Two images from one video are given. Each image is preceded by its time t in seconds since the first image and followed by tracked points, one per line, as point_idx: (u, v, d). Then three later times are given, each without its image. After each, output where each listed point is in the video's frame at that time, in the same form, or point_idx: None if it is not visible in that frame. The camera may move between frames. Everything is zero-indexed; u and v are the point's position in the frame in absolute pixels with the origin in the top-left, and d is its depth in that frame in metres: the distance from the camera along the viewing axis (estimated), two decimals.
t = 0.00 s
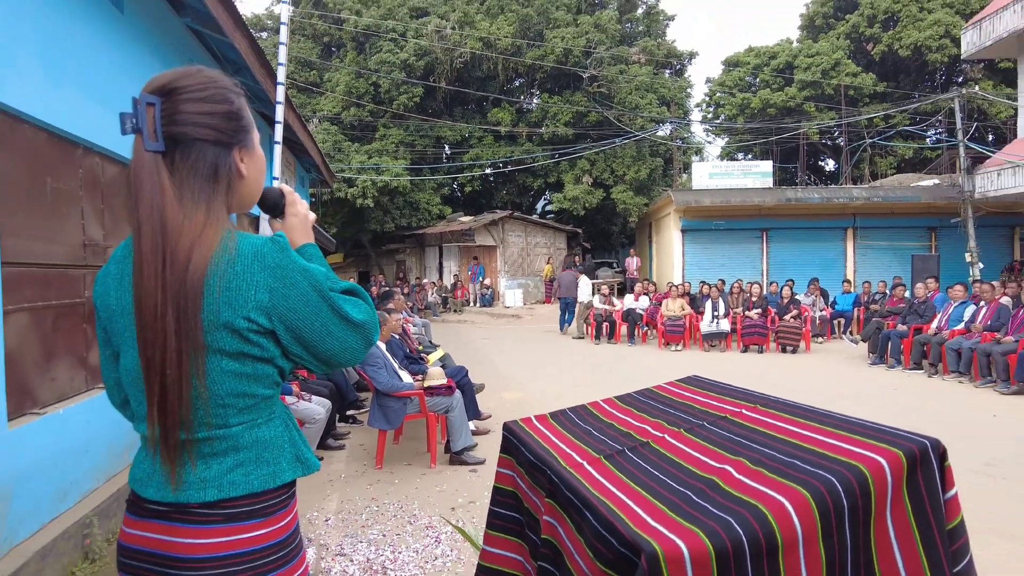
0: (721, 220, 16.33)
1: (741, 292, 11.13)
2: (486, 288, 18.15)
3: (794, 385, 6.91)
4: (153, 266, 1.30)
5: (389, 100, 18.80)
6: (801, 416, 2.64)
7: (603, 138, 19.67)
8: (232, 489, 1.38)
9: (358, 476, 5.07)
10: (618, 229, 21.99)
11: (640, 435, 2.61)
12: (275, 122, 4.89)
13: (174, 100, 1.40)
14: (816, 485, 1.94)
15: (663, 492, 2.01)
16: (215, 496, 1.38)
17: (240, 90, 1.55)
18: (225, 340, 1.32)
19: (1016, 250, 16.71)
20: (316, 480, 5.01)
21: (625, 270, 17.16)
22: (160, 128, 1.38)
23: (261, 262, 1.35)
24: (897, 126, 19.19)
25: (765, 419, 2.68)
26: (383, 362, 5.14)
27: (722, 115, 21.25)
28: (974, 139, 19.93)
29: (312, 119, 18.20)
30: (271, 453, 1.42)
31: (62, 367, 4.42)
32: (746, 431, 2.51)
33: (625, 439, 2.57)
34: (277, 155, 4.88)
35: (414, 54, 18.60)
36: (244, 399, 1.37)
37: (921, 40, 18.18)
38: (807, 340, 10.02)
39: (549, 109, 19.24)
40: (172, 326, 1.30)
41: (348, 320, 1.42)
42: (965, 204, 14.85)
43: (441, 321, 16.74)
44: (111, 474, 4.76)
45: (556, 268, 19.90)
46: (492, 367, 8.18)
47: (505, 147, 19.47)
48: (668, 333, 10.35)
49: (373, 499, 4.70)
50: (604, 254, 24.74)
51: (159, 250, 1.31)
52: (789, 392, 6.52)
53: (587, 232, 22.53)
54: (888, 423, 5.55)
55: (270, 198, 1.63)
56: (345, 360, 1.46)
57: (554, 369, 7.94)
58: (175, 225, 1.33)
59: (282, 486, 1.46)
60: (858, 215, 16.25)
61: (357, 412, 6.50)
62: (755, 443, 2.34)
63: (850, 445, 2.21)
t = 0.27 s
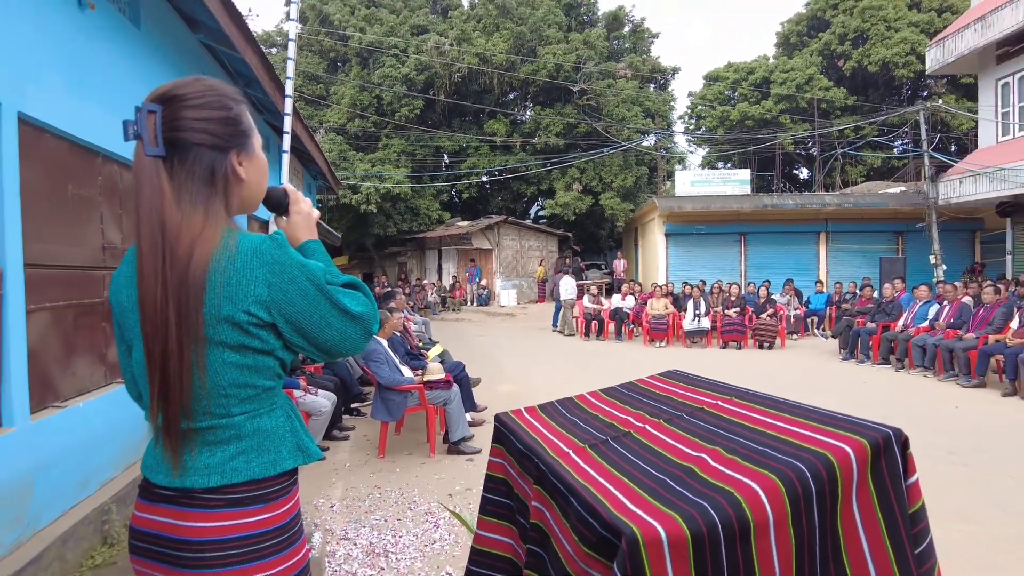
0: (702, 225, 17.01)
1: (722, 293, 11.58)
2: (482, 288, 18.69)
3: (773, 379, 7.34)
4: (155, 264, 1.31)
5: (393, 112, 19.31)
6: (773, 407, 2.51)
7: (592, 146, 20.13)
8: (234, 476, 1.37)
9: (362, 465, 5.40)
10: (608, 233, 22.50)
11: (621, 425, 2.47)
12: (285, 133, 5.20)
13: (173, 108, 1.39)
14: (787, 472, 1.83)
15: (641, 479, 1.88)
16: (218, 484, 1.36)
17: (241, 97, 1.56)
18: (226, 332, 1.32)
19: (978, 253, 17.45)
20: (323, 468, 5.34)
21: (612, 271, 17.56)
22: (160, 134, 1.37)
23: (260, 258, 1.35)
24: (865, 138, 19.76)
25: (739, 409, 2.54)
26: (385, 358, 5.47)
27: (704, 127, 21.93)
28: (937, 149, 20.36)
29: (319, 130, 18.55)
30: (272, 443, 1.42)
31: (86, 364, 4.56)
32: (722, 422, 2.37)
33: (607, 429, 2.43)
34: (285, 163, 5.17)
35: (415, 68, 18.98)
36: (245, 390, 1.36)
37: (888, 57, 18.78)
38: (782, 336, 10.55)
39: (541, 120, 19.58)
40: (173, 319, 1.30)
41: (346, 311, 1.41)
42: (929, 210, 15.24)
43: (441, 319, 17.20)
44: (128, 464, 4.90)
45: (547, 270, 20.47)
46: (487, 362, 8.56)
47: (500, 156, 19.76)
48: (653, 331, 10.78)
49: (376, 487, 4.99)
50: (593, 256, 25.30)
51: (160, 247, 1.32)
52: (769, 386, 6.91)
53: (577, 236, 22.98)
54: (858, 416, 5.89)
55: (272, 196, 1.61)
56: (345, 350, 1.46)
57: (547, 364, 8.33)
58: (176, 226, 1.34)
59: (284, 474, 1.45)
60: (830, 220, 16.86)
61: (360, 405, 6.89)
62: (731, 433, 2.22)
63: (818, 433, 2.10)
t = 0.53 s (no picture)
0: (688, 228, 17.45)
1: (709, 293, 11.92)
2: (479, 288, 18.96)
3: (759, 376, 7.64)
4: (152, 263, 1.31)
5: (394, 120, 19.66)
6: (756, 399, 2.47)
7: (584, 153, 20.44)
8: (234, 468, 1.36)
9: (364, 457, 5.64)
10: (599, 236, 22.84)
11: (611, 418, 2.45)
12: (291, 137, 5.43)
13: (171, 115, 1.39)
14: (768, 461, 1.80)
15: (629, 467, 1.86)
16: (219, 475, 1.35)
17: (241, 103, 1.54)
18: (224, 329, 1.31)
19: (950, 256, 17.95)
20: (326, 460, 5.57)
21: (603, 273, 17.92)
22: (157, 141, 1.36)
23: (257, 257, 1.33)
24: (843, 146, 20.28)
25: (723, 402, 2.50)
26: (385, 355, 5.74)
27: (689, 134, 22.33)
28: (910, 156, 20.78)
29: (322, 138, 18.86)
30: (272, 437, 1.40)
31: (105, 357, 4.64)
32: (708, 414, 2.34)
33: (597, 421, 2.41)
34: (290, 168, 5.37)
35: (414, 79, 19.32)
36: (243, 385, 1.35)
37: (865, 69, 19.17)
38: (764, 334, 10.89)
39: (535, 129, 19.90)
40: (172, 317, 1.30)
41: (342, 309, 1.39)
42: (902, 214, 15.59)
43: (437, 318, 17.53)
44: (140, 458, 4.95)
45: (541, 272, 20.85)
46: (483, 359, 8.81)
47: (497, 163, 20.06)
48: (642, 329, 11.09)
49: (377, 477, 5.17)
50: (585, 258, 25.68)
51: (156, 248, 1.32)
52: (754, 382, 7.18)
53: (570, 239, 23.34)
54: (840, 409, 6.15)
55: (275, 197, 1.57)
56: (342, 347, 1.43)
57: (540, 362, 8.58)
58: (172, 229, 1.33)
59: (282, 465, 1.43)
60: (811, 224, 17.27)
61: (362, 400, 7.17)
62: (717, 424, 2.19)
63: (796, 424, 2.06)
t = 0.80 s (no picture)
0: (683, 229, 17.47)
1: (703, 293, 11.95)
2: (474, 288, 18.96)
3: (753, 375, 7.66)
4: (136, 264, 1.30)
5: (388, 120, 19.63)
6: (753, 400, 2.48)
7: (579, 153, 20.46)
8: (224, 470, 1.35)
9: (358, 458, 5.61)
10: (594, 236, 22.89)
11: (607, 420, 2.44)
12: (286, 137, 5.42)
13: (158, 115, 1.38)
14: (766, 463, 1.80)
15: (626, 470, 1.86)
16: (208, 477, 1.34)
17: (231, 102, 1.53)
18: (212, 329, 1.30)
19: (943, 256, 18.04)
20: (320, 461, 5.55)
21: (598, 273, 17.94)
22: (143, 142, 1.36)
23: (245, 256, 1.32)
24: (837, 146, 20.39)
25: (719, 404, 2.51)
26: (380, 355, 5.72)
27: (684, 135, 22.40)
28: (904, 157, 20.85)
29: (316, 137, 18.80)
30: (263, 438, 1.39)
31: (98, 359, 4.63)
32: (704, 416, 2.34)
33: (592, 423, 2.41)
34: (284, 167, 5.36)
35: (409, 79, 19.28)
36: (232, 386, 1.33)
37: (858, 70, 19.22)
38: (758, 334, 10.92)
39: (529, 129, 19.91)
40: (157, 319, 1.29)
41: (334, 309, 1.37)
42: (897, 214, 15.71)
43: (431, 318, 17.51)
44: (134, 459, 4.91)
45: (536, 271, 20.85)
46: (478, 360, 8.81)
47: (492, 162, 20.08)
48: (636, 329, 11.11)
49: (371, 478, 5.15)
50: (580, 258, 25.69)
51: (140, 250, 1.31)
52: (748, 382, 7.20)
53: (565, 239, 23.37)
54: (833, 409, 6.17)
55: (271, 197, 1.56)
56: (335, 348, 1.41)
57: (535, 362, 8.59)
58: (156, 230, 1.32)
59: (274, 468, 1.42)
60: (805, 225, 17.32)
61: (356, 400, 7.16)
62: (713, 425, 2.19)
63: (793, 425, 2.06)
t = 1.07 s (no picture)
0: (676, 229, 17.52)
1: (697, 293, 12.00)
2: (468, 288, 18.97)
3: (746, 375, 7.69)
4: (121, 266, 1.30)
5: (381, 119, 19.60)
6: (747, 401, 2.49)
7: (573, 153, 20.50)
8: (213, 472, 1.34)
9: (351, 459, 5.60)
10: (588, 236, 22.95)
11: (601, 421, 2.45)
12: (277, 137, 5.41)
13: (144, 113, 1.37)
14: (761, 465, 1.80)
15: (620, 472, 1.86)
16: (197, 479, 1.33)
17: (221, 101, 1.52)
18: (199, 330, 1.29)
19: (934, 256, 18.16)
20: (314, 462, 5.53)
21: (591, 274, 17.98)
22: (129, 141, 1.35)
23: (231, 256, 1.31)
24: (830, 147, 20.51)
25: (714, 405, 2.51)
26: (373, 355, 5.71)
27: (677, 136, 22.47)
28: (895, 158, 20.97)
29: (309, 137, 18.76)
30: (252, 439, 1.38)
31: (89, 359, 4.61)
32: (697, 417, 2.34)
33: (586, 424, 2.41)
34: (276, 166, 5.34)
35: (402, 78, 19.24)
36: (220, 387, 1.33)
37: (850, 71, 19.28)
38: (751, 334, 10.97)
39: (523, 129, 19.93)
40: (142, 320, 1.28)
41: (323, 310, 1.36)
42: (888, 215, 15.79)
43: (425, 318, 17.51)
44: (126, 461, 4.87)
45: (530, 271, 20.86)
46: (472, 360, 8.81)
47: (486, 162, 20.10)
48: (630, 329, 11.14)
49: (365, 479, 5.13)
50: (574, 258, 25.72)
51: (125, 251, 1.30)
52: (741, 381, 7.22)
53: (559, 239, 23.42)
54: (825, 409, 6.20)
55: (263, 195, 1.55)
56: (325, 348, 1.40)
57: (529, 362, 8.59)
58: (141, 230, 1.31)
59: (263, 470, 1.41)
60: (797, 225, 17.40)
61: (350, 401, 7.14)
62: (707, 426, 2.19)
63: (788, 427, 2.07)
